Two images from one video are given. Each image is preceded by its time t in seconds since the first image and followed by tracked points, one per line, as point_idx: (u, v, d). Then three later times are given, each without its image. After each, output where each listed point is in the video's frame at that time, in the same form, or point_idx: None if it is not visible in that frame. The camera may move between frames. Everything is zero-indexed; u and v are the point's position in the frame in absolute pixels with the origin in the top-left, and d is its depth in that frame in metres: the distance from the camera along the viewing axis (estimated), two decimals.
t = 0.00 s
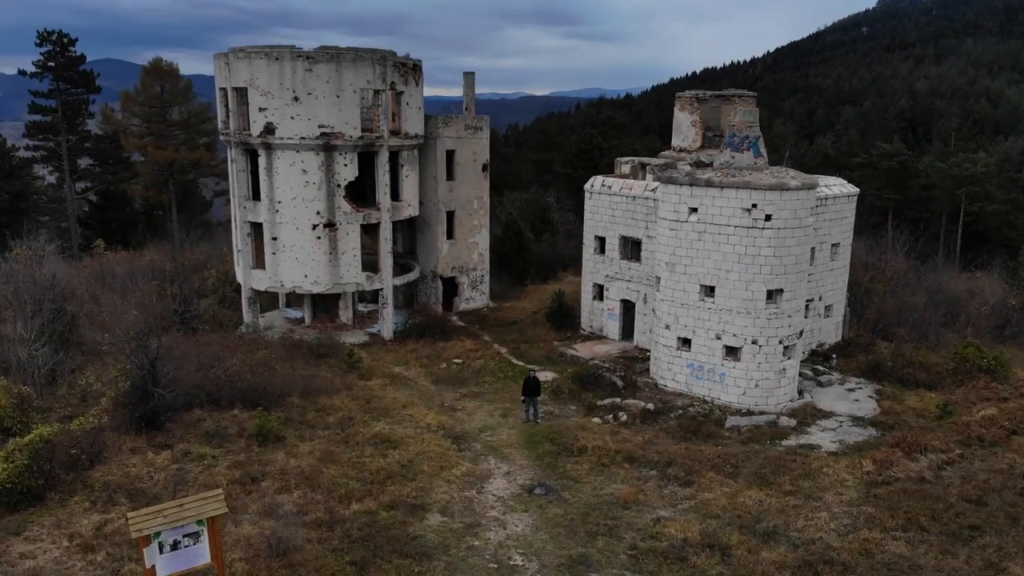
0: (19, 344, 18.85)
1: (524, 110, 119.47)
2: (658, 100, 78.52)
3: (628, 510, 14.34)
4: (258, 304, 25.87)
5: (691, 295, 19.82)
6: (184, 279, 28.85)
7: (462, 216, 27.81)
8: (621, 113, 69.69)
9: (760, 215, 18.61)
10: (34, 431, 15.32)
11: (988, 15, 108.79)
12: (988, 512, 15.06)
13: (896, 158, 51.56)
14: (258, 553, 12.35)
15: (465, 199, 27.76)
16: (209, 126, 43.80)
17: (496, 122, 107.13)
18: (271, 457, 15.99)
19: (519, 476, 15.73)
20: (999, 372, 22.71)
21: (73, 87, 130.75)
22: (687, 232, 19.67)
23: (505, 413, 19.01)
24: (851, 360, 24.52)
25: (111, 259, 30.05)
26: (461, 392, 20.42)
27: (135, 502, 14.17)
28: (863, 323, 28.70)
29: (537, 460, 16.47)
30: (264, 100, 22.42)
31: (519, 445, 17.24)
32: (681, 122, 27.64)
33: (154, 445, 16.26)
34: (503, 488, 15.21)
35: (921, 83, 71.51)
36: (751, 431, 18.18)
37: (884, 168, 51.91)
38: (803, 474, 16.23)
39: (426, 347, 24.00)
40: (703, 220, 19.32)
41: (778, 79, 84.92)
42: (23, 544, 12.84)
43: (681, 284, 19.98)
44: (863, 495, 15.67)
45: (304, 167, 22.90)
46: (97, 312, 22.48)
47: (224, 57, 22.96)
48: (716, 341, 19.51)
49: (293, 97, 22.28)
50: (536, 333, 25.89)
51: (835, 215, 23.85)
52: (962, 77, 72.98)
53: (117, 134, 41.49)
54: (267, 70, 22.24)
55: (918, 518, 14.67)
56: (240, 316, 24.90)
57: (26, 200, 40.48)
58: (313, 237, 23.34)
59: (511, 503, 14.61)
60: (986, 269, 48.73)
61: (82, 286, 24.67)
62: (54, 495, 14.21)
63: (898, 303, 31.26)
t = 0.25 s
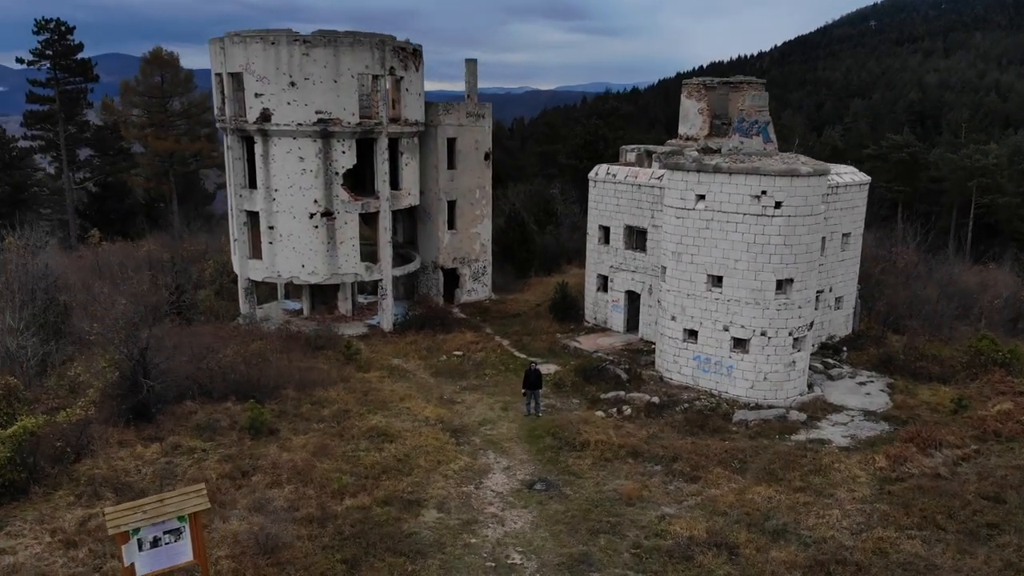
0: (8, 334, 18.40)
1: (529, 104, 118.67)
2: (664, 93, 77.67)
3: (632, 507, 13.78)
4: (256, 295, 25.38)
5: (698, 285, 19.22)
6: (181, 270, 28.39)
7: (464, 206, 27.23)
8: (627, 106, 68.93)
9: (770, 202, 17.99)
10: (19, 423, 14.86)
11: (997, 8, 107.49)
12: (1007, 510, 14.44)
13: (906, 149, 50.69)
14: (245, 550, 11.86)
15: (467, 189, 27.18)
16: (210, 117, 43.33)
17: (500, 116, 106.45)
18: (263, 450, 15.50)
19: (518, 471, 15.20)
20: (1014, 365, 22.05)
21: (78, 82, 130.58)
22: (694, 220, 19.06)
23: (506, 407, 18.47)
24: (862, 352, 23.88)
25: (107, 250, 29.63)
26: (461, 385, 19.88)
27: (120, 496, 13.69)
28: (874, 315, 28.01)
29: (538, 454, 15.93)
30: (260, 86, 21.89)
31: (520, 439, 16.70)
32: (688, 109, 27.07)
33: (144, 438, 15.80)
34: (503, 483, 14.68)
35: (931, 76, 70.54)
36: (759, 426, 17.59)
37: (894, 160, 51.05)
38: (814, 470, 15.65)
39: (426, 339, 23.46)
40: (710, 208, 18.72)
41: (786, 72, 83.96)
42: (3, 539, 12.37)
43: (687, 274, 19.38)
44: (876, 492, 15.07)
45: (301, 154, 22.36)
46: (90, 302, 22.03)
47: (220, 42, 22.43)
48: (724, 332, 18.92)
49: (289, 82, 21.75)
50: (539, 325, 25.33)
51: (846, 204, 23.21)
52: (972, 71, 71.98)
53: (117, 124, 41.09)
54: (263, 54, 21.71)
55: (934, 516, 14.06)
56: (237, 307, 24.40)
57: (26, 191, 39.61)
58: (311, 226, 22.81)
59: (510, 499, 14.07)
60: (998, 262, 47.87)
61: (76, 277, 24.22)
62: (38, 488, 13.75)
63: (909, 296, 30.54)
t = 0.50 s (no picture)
0: None
1: (535, 98, 117.79)
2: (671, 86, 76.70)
3: (636, 504, 13.16)
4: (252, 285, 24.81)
5: (706, 274, 18.52)
6: (178, 260, 27.85)
7: (466, 194, 26.55)
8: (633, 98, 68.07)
9: (781, 186, 17.27)
10: None
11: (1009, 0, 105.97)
12: None
13: (919, 140, 49.70)
14: (229, 548, 11.28)
15: (469, 177, 26.50)
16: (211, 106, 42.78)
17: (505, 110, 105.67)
18: (252, 444, 14.92)
19: (518, 467, 14.57)
20: None
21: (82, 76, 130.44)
22: (703, 206, 18.36)
23: (506, 400, 17.84)
24: (875, 345, 23.15)
25: (103, 240, 29.12)
26: (461, 377, 19.26)
27: (103, 491, 13.13)
28: (887, 307, 27.21)
29: (539, 449, 15.30)
30: (255, 69, 21.28)
31: (520, 433, 16.07)
32: (697, 95, 26.34)
33: (131, 431, 15.26)
34: (501, 479, 14.05)
35: (942, 68, 69.45)
36: (769, 420, 16.91)
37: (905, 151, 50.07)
38: (827, 466, 14.97)
39: (426, 330, 22.85)
40: (719, 193, 18.01)
41: (794, 65, 82.87)
42: None
43: (695, 262, 18.69)
44: (892, 490, 14.38)
45: (297, 140, 21.75)
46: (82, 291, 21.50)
47: (215, 24, 21.82)
48: (733, 323, 18.23)
49: (285, 65, 21.12)
50: (542, 317, 24.68)
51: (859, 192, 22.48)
52: (984, 63, 70.83)
53: (117, 114, 40.66)
54: (258, 36, 21.08)
55: (954, 515, 13.37)
56: (233, 297, 23.81)
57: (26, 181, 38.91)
58: (307, 214, 22.19)
59: (509, 495, 13.45)
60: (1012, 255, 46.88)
61: (69, 266, 23.69)
62: (18, 482, 13.20)
63: (923, 288, 29.70)
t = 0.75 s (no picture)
0: None
1: (540, 91, 116.98)
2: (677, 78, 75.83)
3: (640, 502, 12.60)
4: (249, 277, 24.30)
5: (714, 264, 17.92)
6: (175, 252, 27.39)
7: (467, 184, 25.94)
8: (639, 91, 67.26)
9: (792, 172, 16.65)
10: None
11: None
12: None
13: (929, 131, 48.83)
14: (213, 548, 10.79)
15: (470, 166, 25.93)
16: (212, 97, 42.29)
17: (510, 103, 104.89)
18: (243, 438, 14.42)
19: (517, 463, 14.03)
20: None
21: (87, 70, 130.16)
22: (710, 193, 17.75)
23: (506, 393, 17.30)
24: (887, 338, 22.50)
25: (100, 231, 28.67)
26: (461, 370, 18.70)
27: (86, 486, 12.66)
28: (899, 300, 26.53)
29: (539, 444, 14.76)
30: (250, 54, 20.75)
31: (520, 428, 15.51)
32: (705, 83, 25.64)
33: (118, 424, 14.79)
34: (500, 475, 13.52)
35: (953, 60, 68.41)
36: (779, 414, 16.32)
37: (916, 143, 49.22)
38: (839, 463, 14.38)
39: (426, 322, 22.32)
40: (728, 180, 17.40)
41: (802, 58, 81.89)
42: None
43: (702, 252, 18.09)
44: (908, 488, 13.78)
45: (293, 127, 21.22)
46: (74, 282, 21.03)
47: (209, 9, 21.30)
48: (741, 315, 17.63)
49: (281, 50, 20.59)
50: (544, 309, 24.11)
51: (870, 180, 21.88)
52: (995, 55, 69.77)
53: (117, 105, 40.22)
54: (253, 20, 20.55)
55: (973, 514, 12.76)
56: (229, 289, 23.29)
57: (26, 172, 38.30)
58: (304, 203, 21.66)
59: (507, 492, 12.92)
60: None
61: (63, 257, 23.23)
62: None
63: (935, 280, 29.00)
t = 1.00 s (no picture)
0: None
1: (546, 84, 116.04)
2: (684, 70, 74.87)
3: (643, 499, 11.96)
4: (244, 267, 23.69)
5: (722, 252, 17.22)
6: (171, 241, 26.82)
7: (468, 172, 25.22)
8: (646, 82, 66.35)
9: (804, 156, 15.94)
10: None
11: None
12: None
13: (942, 121, 47.84)
14: (191, 547, 10.23)
15: (471, 153, 25.26)
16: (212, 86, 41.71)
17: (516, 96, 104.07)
18: (229, 431, 13.84)
19: (515, 458, 13.40)
20: None
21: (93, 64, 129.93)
22: (719, 178, 17.03)
23: (505, 385, 16.67)
24: (901, 330, 21.76)
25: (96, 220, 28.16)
26: (459, 362, 18.05)
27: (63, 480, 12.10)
28: (913, 292, 25.74)
29: (538, 439, 14.12)
30: (243, 35, 20.12)
31: (519, 422, 14.86)
32: (712, 67, 24.68)
33: (102, 416, 14.23)
34: (497, 471, 12.88)
35: (965, 51, 67.24)
36: (789, 408, 15.63)
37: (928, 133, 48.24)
38: (854, 459, 13.69)
39: (424, 313, 21.69)
40: (737, 164, 16.68)
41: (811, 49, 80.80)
42: None
43: (710, 240, 17.39)
44: (926, 486, 13.08)
45: (288, 111, 20.59)
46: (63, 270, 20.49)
47: None
48: (750, 305, 16.93)
49: (275, 31, 19.96)
50: (547, 300, 23.45)
51: (884, 166, 21.15)
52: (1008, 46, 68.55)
53: (116, 94, 39.70)
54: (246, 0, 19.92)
55: (997, 513, 12.06)
56: (223, 278, 22.69)
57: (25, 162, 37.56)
58: (299, 190, 21.04)
59: (504, 489, 12.29)
60: None
61: (53, 246, 22.69)
62: None
63: (950, 272, 28.17)
